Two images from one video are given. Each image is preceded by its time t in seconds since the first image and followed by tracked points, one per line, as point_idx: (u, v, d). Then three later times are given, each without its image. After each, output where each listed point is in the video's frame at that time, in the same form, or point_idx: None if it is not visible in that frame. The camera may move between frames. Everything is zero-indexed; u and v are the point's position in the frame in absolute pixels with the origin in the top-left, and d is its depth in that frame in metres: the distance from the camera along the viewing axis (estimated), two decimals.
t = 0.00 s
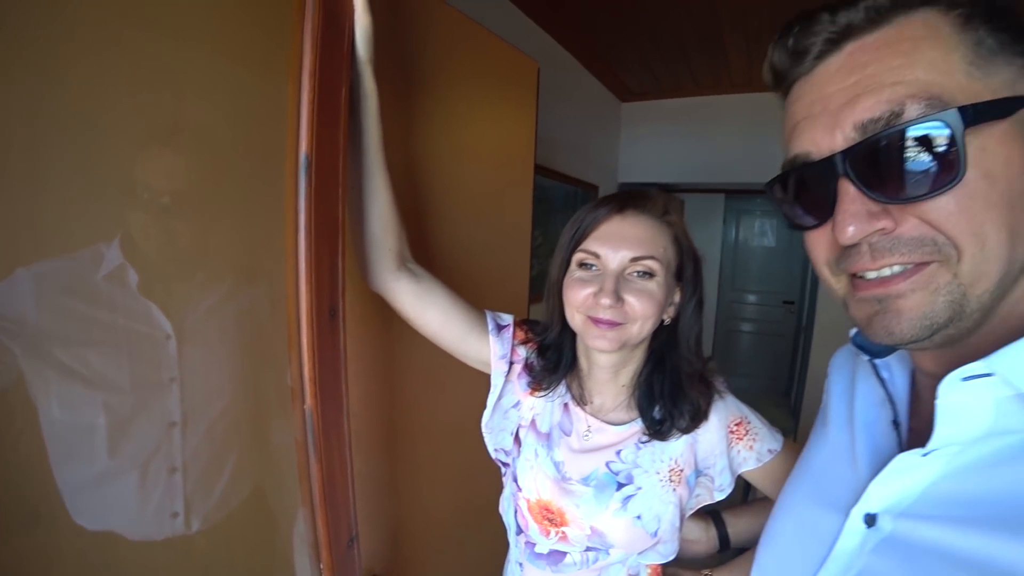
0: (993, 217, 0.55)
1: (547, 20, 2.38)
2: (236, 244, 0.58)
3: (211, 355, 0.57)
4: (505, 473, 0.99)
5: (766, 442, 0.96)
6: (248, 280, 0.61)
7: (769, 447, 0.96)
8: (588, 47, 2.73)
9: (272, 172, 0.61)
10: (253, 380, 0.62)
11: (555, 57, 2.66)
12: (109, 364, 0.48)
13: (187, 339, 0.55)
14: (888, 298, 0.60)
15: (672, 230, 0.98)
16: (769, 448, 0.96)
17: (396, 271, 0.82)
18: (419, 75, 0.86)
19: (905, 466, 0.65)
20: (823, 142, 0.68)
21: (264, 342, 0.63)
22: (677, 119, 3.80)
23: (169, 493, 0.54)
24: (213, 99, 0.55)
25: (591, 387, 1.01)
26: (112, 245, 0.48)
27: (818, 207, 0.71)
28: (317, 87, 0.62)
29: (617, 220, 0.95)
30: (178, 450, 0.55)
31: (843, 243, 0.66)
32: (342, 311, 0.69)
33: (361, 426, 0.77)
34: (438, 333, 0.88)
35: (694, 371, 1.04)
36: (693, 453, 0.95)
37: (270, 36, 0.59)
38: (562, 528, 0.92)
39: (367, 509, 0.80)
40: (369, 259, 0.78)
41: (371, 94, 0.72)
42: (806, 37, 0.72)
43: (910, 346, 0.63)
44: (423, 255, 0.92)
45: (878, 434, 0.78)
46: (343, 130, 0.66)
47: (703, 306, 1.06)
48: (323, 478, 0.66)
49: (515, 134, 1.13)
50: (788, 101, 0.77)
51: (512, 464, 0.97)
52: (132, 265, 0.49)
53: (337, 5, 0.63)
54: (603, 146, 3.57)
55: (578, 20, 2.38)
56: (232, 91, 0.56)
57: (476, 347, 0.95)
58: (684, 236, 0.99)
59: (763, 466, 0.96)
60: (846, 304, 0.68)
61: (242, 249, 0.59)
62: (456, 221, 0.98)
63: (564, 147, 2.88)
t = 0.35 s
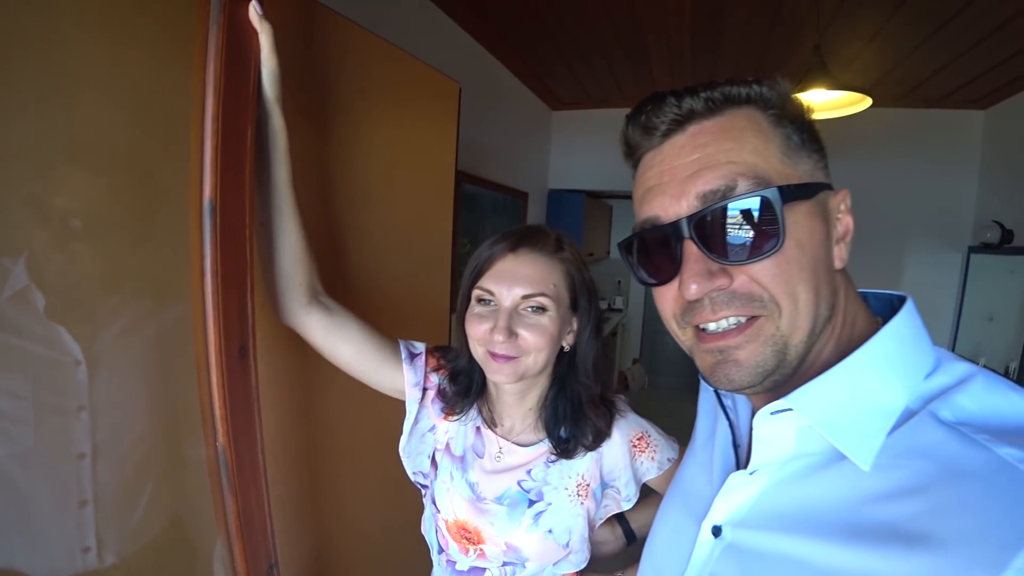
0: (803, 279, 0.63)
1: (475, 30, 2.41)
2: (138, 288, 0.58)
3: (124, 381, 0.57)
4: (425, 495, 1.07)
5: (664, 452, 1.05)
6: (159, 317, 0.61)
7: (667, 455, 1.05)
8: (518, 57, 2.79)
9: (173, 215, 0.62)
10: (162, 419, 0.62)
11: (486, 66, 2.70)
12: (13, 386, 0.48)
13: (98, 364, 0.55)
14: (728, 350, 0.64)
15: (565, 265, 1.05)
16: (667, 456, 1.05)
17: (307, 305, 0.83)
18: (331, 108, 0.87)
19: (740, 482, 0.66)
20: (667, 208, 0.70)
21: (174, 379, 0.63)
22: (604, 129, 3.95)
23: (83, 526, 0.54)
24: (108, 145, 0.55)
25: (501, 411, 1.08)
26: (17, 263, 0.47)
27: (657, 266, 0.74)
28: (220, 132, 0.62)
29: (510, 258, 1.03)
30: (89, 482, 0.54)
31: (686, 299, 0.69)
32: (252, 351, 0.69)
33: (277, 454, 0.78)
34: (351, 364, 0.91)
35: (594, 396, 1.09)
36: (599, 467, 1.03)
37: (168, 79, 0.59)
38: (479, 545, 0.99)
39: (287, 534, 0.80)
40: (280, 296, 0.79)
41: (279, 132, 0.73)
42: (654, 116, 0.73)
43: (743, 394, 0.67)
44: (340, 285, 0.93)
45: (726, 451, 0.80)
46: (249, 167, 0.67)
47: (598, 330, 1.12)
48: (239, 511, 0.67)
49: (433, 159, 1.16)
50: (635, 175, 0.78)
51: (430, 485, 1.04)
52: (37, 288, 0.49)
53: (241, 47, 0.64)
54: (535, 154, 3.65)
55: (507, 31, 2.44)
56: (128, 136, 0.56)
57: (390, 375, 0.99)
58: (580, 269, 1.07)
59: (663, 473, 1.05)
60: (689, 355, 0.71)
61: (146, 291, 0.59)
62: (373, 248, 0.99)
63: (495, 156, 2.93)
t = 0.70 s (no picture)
0: (708, 291, 0.70)
1: (445, 22, 2.42)
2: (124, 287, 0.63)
3: (84, 369, 0.59)
4: (387, 475, 1.11)
5: (602, 428, 1.14)
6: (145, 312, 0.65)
7: (605, 432, 1.14)
8: (488, 50, 2.81)
9: (157, 219, 0.66)
10: (148, 408, 0.67)
11: (457, 58, 2.70)
12: None
13: (58, 354, 0.56)
14: (645, 349, 0.72)
15: (504, 262, 1.11)
16: (605, 433, 1.14)
17: (279, 299, 0.87)
18: (299, 113, 0.91)
19: (663, 466, 0.74)
20: (595, 220, 0.77)
21: (158, 369, 0.68)
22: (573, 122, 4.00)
23: (44, 513, 0.55)
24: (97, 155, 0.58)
25: (456, 395, 1.12)
26: None
27: (589, 269, 0.81)
28: (200, 144, 0.66)
29: (451, 261, 1.08)
30: (49, 469, 0.56)
31: (607, 300, 0.77)
32: (231, 341, 0.74)
33: (252, 435, 0.84)
34: (318, 352, 0.94)
35: (535, 379, 1.15)
36: (545, 442, 1.10)
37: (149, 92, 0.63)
38: (441, 516, 1.05)
39: (262, 511, 0.87)
40: (254, 294, 0.83)
41: (254, 141, 0.77)
42: (592, 135, 0.79)
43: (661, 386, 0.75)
44: (308, 281, 0.98)
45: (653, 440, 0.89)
46: (227, 177, 0.71)
47: (535, 314, 1.16)
48: (219, 486, 0.73)
49: (400, 160, 1.20)
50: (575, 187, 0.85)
51: (393, 465, 1.09)
52: None
53: (217, 65, 0.67)
54: (504, 146, 3.68)
55: (477, 24, 2.45)
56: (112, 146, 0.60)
57: (353, 363, 1.03)
58: (516, 267, 1.12)
59: (601, 447, 1.14)
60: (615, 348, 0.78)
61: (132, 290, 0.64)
62: (341, 245, 1.04)
63: (465, 148, 2.96)
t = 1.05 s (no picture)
0: (713, 287, 0.72)
1: (426, 17, 2.40)
2: (121, 280, 0.63)
3: (47, 368, 0.56)
4: (373, 458, 1.13)
5: (579, 422, 1.15)
6: (144, 304, 0.66)
7: (582, 425, 1.14)
8: (468, 47, 2.80)
9: (153, 212, 0.65)
10: (145, 400, 0.67)
11: (436, 55, 2.68)
12: None
13: (13, 353, 0.52)
14: (649, 343, 0.75)
15: (488, 258, 1.11)
16: (582, 426, 1.14)
17: (270, 289, 0.86)
18: (288, 112, 0.90)
19: (662, 467, 0.77)
20: (605, 211, 0.79)
21: (156, 363, 0.68)
22: (551, 120, 4.02)
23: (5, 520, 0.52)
24: (93, 155, 0.59)
25: (436, 384, 1.14)
26: None
27: (594, 261, 0.84)
28: (198, 141, 0.65)
29: (437, 259, 1.08)
30: (9, 476, 0.53)
31: (614, 294, 0.79)
32: (227, 332, 0.74)
33: (247, 425, 0.84)
34: (306, 339, 0.94)
35: (513, 370, 1.15)
36: (521, 432, 1.11)
37: (146, 90, 0.63)
38: (419, 498, 1.06)
39: (258, 502, 0.87)
40: (249, 282, 0.82)
41: (247, 138, 0.75)
42: (603, 125, 0.81)
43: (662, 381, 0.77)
44: (297, 274, 0.97)
45: (651, 438, 0.90)
46: (224, 171, 0.70)
47: (518, 310, 1.17)
48: (216, 477, 0.72)
49: (386, 158, 1.19)
50: (586, 175, 0.86)
51: (378, 449, 1.11)
52: None
53: (214, 66, 0.66)
54: (483, 143, 3.67)
55: (458, 21, 2.44)
56: (103, 134, 0.59)
57: (342, 351, 1.04)
58: (501, 263, 1.13)
59: (578, 441, 1.15)
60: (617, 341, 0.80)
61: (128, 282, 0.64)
62: (329, 241, 1.04)
63: (444, 145, 2.95)
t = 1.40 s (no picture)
0: (688, 299, 0.71)
1: (396, 12, 2.34)
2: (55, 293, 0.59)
3: None
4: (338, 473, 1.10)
5: (549, 430, 1.14)
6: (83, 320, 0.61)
7: (552, 433, 1.14)
8: (441, 42, 2.75)
9: (85, 215, 0.61)
10: (83, 422, 0.62)
11: (408, 50, 2.62)
12: None
13: None
14: (616, 348, 0.72)
15: (452, 268, 1.07)
16: (552, 434, 1.15)
17: (220, 298, 0.83)
18: (242, 113, 0.85)
19: (622, 474, 0.75)
20: (583, 212, 0.76)
21: (95, 380, 0.63)
22: (528, 116, 3.99)
23: None
24: (15, 164, 0.54)
25: (402, 397, 1.10)
26: None
27: (564, 262, 0.80)
28: (136, 147, 0.60)
29: (397, 269, 1.04)
30: None
31: (589, 300, 0.75)
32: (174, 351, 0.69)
33: (203, 439, 0.80)
34: (256, 349, 0.90)
35: (480, 385, 1.13)
36: (492, 444, 1.09)
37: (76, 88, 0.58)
38: (388, 516, 1.03)
39: (214, 523, 0.83)
40: (200, 291, 0.78)
41: (192, 143, 0.71)
42: (585, 120, 0.77)
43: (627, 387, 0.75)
44: (251, 282, 0.92)
45: (608, 444, 0.90)
46: (165, 176, 0.64)
47: (483, 318, 1.15)
48: (168, 499, 0.67)
49: (350, 161, 1.16)
50: (560, 172, 0.83)
51: (342, 464, 1.08)
52: None
53: (151, 65, 0.61)
54: (458, 140, 3.62)
55: (430, 15, 2.39)
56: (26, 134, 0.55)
57: (297, 361, 1.00)
58: (465, 270, 1.09)
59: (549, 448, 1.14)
60: (584, 346, 0.78)
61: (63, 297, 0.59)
62: (288, 247, 1.00)
63: (418, 142, 2.89)
